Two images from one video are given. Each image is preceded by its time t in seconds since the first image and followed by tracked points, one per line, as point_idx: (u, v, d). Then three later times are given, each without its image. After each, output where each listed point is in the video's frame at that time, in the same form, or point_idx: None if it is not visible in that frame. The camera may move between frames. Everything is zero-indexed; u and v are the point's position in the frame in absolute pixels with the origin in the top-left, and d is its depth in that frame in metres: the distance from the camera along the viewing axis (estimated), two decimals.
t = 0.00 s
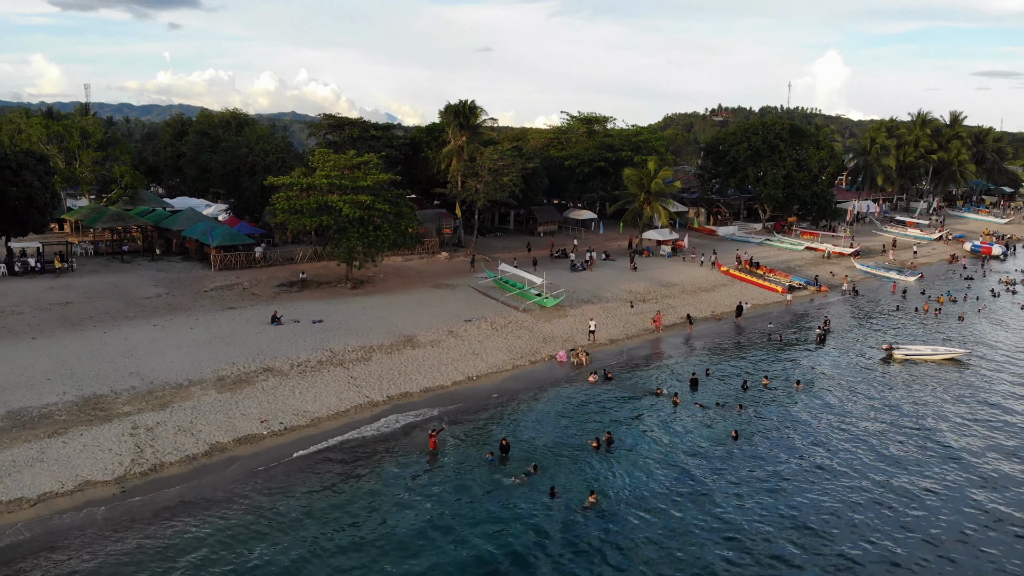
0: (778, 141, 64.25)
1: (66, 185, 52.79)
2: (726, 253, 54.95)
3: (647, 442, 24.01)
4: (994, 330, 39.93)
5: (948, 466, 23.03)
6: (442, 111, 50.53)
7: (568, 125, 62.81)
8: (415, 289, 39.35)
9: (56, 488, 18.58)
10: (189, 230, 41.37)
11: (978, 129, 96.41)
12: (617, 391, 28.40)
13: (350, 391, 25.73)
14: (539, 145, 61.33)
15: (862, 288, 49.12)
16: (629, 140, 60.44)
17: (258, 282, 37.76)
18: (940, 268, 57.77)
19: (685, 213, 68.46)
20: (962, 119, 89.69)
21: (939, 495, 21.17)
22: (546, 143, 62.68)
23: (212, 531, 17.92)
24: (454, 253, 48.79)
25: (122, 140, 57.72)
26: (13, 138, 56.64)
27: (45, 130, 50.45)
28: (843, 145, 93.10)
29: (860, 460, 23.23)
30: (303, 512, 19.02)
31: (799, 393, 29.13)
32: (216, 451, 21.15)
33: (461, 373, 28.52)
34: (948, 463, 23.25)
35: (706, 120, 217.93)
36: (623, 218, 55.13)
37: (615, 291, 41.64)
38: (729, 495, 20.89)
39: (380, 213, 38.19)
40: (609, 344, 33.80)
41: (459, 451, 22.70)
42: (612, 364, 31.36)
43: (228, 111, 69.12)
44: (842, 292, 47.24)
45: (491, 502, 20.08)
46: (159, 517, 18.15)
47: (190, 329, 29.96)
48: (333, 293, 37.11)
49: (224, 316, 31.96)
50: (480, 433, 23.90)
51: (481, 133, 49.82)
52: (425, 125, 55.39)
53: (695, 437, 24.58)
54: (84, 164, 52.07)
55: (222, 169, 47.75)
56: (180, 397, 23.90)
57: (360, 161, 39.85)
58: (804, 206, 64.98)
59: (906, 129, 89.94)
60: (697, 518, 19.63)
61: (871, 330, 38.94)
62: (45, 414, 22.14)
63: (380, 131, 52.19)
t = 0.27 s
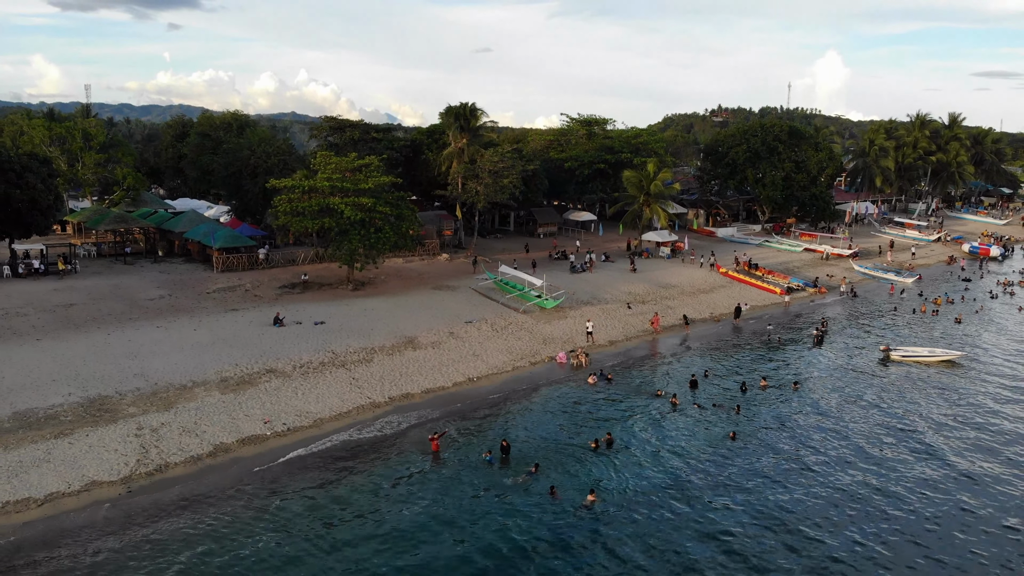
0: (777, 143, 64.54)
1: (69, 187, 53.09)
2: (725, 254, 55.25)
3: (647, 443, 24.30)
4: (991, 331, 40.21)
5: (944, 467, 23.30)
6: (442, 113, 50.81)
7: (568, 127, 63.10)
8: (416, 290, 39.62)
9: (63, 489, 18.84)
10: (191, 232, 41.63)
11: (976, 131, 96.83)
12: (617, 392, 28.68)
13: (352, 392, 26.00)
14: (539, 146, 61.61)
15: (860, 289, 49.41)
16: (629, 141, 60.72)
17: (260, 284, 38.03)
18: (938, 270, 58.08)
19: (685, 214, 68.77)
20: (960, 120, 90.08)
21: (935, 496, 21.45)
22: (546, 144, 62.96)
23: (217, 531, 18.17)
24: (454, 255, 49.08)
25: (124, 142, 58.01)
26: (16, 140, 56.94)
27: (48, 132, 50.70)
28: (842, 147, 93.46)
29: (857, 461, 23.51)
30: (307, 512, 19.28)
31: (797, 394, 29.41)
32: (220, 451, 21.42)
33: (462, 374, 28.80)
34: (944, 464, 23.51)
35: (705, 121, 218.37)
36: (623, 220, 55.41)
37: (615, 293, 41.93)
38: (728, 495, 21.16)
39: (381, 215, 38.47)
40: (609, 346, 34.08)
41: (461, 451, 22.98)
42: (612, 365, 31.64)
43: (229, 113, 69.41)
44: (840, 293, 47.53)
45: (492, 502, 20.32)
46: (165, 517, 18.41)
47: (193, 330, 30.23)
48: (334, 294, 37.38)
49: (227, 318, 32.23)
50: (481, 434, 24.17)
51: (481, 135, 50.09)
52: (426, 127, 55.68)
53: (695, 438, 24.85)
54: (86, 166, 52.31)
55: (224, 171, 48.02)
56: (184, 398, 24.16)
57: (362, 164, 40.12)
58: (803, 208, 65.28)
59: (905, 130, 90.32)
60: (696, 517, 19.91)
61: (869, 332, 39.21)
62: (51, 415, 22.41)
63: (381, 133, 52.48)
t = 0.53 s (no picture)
0: (776, 144, 64.84)
1: (71, 189, 53.39)
2: (723, 256, 55.55)
3: (646, 444, 24.56)
4: (988, 333, 40.45)
5: (939, 468, 23.57)
6: (443, 115, 51.08)
7: (568, 128, 63.37)
8: (417, 292, 39.91)
9: (69, 489, 19.11)
10: (193, 234, 41.88)
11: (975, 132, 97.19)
12: (615, 393, 28.96)
13: (353, 393, 26.29)
14: (539, 148, 61.90)
15: (858, 291, 49.67)
16: (628, 143, 60.98)
17: (262, 285, 38.32)
18: (936, 271, 58.35)
19: (684, 216, 69.06)
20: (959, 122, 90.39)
21: (932, 496, 21.68)
22: (546, 146, 63.24)
23: (222, 531, 18.40)
24: (455, 256, 49.39)
25: (126, 144, 58.31)
26: (18, 142, 57.22)
27: (50, 134, 51.01)
28: (841, 149, 93.78)
29: (854, 462, 23.78)
30: (310, 511, 19.54)
31: (794, 395, 29.73)
32: (224, 451, 21.69)
33: (463, 375, 29.08)
34: (939, 464, 23.78)
35: (705, 122, 218.67)
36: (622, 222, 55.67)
37: (614, 294, 42.21)
38: (727, 495, 21.43)
39: (382, 217, 38.74)
40: (608, 347, 34.36)
41: (462, 451, 23.27)
42: (611, 366, 31.92)
43: (231, 114, 69.69)
44: (838, 295, 47.82)
45: (492, 502, 20.57)
46: (170, 516, 18.69)
47: (196, 332, 30.51)
48: (336, 296, 37.68)
49: (229, 319, 32.50)
50: (482, 435, 24.44)
51: (481, 138, 50.37)
52: (426, 129, 55.98)
53: (693, 439, 25.13)
54: (88, 168, 52.59)
55: (225, 173, 48.29)
56: (188, 399, 24.44)
57: (362, 166, 40.38)
58: (801, 209, 65.56)
59: (903, 132, 90.60)
60: (695, 517, 20.16)
61: (866, 333, 39.47)
62: (57, 416, 22.69)
63: (381, 135, 52.74)
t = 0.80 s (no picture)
0: (775, 146, 65.12)
1: (73, 190, 53.67)
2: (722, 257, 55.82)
3: (645, 444, 24.84)
4: (985, 334, 40.73)
5: (935, 468, 23.85)
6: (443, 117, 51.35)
7: (567, 130, 63.66)
8: (417, 293, 40.20)
9: (75, 489, 19.38)
10: (195, 236, 42.14)
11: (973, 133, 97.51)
12: (615, 394, 29.24)
13: (355, 394, 26.57)
14: (539, 150, 62.18)
15: (856, 292, 49.96)
16: (627, 145, 61.25)
17: (264, 287, 38.60)
18: (934, 272, 58.63)
19: (683, 217, 69.35)
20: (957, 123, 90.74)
21: (927, 497, 21.95)
22: (546, 148, 63.52)
23: (227, 530, 18.64)
24: (455, 258, 49.68)
25: (127, 146, 58.58)
26: (20, 144, 57.53)
27: (52, 136, 51.27)
28: (840, 150, 94.10)
29: (850, 462, 24.05)
30: (314, 510, 19.81)
31: (792, 396, 30.00)
32: (228, 452, 21.96)
33: (463, 376, 29.36)
34: (934, 465, 24.04)
35: (704, 123, 219.00)
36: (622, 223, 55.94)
37: (613, 295, 42.49)
38: (725, 495, 21.71)
39: (383, 219, 39.03)
40: (607, 348, 34.63)
41: (463, 451, 23.54)
42: (610, 367, 32.20)
43: (232, 116, 69.98)
44: (837, 296, 48.09)
45: (493, 502, 20.83)
46: (175, 515, 18.96)
47: (199, 333, 30.78)
48: (337, 297, 37.96)
49: (232, 321, 32.77)
50: (483, 435, 24.72)
51: (481, 139, 50.64)
52: (427, 131, 56.28)
53: (692, 440, 25.39)
54: (90, 169, 52.84)
55: (227, 176, 48.58)
56: (192, 400, 24.71)
57: (364, 168, 40.67)
58: (800, 210, 65.84)
59: (902, 133, 90.92)
60: (693, 517, 20.43)
61: (864, 334, 39.75)
62: (62, 417, 22.95)
63: (382, 137, 53.02)
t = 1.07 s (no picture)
0: (773, 147, 65.44)
1: (75, 192, 53.97)
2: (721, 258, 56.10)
3: (644, 444, 25.13)
4: (982, 335, 41.01)
5: (930, 467, 24.12)
6: (444, 119, 51.62)
7: (567, 132, 63.99)
8: (418, 294, 40.48)
9: (81, 489, 19.64)
10: (197, 237, 42.39)
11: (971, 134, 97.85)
12: (614, 394, 29.52)
13: (357, 395, 26.84)
14: (539, 151, 62.47)
15: (854, 293, 50.25)
16: (627, 146, 61.53)
17: (266, 288, 38.87)
18: (932, 273, 58.93)
19: (682, 218, 69.65)
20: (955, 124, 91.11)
21: (922, 496, 22.21)
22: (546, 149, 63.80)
23: (231, 529, 18.90)
24: (455, 259, 49.96)
25: (129, 148, 58.82)
26: (23, 147, 57.87)
27: (54, 138, 51.54)
28: (839, 151, 94.45)
29: (847, 462, 24.32)
30: (316, 510, 20.08)
31: (789, 397, 30.28)
32: (232, 452, 22.22)
33: (464, 377, 29.61)
34: (930, 465, 24.26)
35: (704, 124, 219.29)
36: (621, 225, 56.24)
37: (612, 296, 42.77)
38: (722, 494, 21.98)
39: (384, 221, 39.30)
40: (606, 349, 34.94)
41: (463, 451, 23.81)
42: (609, 368, 32.48)
43: (233, 117, 70.24)
44: (835, 297, 48.39)
45: (493, 501, 21.06)
46: (181, 515, 19.21)
47: (202, 335, 31.05)
48: (339, 298, 38.24)
49: (234, 322, 33.04)
50: (483, 436, 24.98)
51: (481, 141, 50.90)
52: (427, 133, 56.58)
53: (690, 440, 25.66)
54: (92, 171, 53.07)
55: (229, 177, 48.87)
56: (195, 401, 24.98)
57: (365, 170, 40.94)
58: (799, 211, 66.14)
59: (901, 135, 91.29)
60: (691, 516, 20.70)
61: (861, 335, 40.03)
62: (67, 418, 23.21)
63: (383, 139, 53.29)
